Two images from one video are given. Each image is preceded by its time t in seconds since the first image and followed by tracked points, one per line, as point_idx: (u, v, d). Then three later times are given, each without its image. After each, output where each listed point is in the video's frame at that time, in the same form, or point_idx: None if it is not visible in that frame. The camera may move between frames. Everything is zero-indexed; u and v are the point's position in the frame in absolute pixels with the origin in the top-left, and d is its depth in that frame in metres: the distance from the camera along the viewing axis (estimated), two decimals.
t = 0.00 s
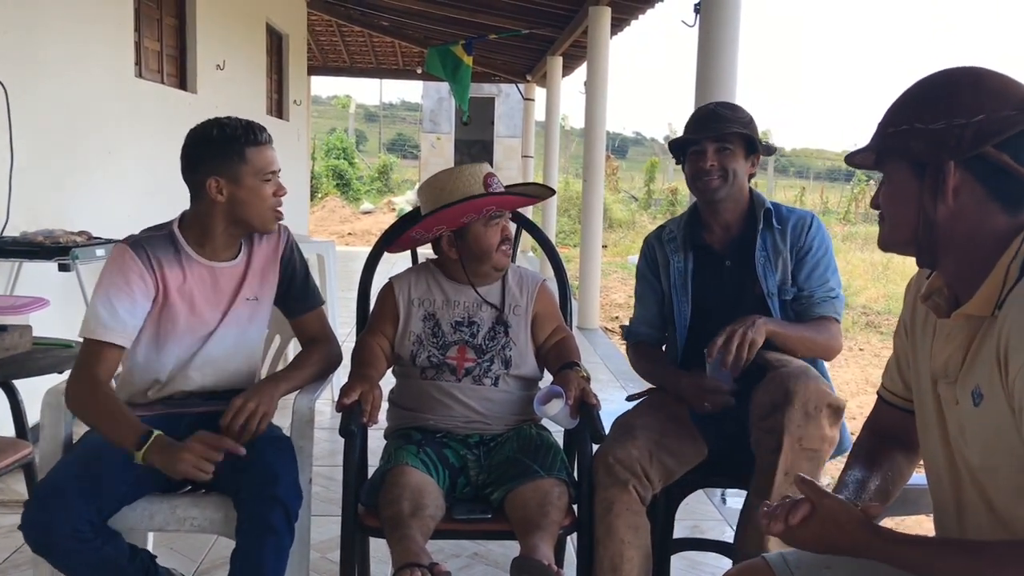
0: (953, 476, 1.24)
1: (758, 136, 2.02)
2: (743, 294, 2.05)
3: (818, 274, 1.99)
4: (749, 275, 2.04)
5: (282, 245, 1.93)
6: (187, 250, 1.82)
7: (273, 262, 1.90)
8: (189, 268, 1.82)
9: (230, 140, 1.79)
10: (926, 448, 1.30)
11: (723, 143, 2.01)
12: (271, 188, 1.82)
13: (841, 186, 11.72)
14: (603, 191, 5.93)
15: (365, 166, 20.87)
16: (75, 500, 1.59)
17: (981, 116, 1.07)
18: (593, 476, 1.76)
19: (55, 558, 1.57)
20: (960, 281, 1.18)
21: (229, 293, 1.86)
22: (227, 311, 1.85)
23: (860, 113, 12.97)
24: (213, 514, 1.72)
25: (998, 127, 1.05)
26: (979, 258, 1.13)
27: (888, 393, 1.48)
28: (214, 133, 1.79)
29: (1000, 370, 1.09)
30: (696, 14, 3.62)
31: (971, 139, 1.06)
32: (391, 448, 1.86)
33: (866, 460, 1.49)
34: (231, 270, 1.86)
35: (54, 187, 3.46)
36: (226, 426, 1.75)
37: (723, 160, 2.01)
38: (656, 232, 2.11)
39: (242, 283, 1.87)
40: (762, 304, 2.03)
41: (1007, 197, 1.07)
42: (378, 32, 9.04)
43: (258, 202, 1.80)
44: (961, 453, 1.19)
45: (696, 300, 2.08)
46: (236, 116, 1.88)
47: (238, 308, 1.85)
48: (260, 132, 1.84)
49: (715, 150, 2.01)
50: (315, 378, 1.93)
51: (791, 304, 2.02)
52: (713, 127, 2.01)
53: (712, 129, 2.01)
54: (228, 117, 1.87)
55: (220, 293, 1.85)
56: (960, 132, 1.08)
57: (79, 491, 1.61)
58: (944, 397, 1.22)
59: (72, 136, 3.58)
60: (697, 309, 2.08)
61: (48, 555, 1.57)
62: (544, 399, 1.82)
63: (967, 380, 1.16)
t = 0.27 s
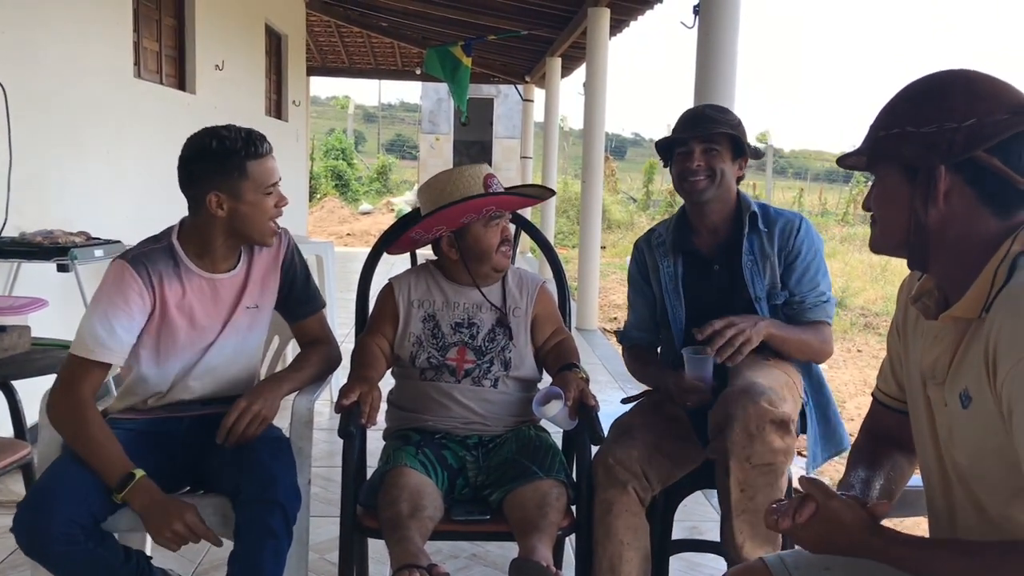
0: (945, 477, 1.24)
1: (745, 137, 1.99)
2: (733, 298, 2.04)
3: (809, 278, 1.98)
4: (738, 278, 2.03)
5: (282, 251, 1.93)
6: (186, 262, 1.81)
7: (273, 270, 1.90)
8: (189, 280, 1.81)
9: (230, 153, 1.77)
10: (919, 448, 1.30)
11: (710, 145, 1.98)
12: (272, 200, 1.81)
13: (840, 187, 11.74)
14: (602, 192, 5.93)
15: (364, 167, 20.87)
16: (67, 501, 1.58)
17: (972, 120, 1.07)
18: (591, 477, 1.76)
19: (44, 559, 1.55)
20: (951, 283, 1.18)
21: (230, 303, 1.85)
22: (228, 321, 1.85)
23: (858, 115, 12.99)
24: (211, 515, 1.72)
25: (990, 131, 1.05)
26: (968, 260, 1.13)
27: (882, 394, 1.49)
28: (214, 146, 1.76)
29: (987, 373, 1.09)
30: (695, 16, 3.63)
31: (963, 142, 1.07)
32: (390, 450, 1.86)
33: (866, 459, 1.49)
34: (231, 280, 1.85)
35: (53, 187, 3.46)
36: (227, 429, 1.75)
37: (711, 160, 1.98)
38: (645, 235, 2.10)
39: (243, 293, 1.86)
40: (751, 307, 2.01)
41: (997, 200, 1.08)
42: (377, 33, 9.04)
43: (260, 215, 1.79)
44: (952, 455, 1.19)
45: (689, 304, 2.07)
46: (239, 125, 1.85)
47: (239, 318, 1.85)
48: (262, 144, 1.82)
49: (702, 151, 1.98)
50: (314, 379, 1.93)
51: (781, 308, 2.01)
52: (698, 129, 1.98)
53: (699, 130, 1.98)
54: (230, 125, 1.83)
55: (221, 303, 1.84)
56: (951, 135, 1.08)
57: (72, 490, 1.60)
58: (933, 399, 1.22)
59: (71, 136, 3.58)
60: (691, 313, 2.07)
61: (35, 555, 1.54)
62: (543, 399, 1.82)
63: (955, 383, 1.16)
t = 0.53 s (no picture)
0: (947, 475, 1.24)
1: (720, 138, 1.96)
2: (715, 301, 2.02)
3: (790, 278, 1.94)
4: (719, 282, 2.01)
5: (284, 257, 1.92)
6: (189, 269, 1.79)
7: (275, 276, 1.90)
8: (191, 287, 1.80)
9: (237, 165, 1.75)
10: (920, 446, 1.31)
11: (686, 148, 1.95)
12: (277, 212, 1.80)
13: (838, 188, 11.75)
14: (600, 193, 5.93)
15: (362, 167, 20.87)
16: (65, 505, 1.58)
17: (976, 117, 1.07)
18: (590, 478, 1.76)
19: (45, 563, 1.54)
20: (954, 281, 1.18)
21: (231, 308, 1.85)
22: (229, 328, 1.85)
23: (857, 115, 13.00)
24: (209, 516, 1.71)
25: (994, 129, 1.05)
26: (973, 258, 1.13)
27: (884, 393, 1.49)
28: (221, 156, 1.75)
29: (993, 370, 1.09)
30: (694, 16, 3.63)
31: (967, 141, 1.07)
32: (388, 450, 1.86)
33: (867, 458, 1.49)
34: (233, 286, 1.84)
35: (51, 188, 3.45)
36: (229, 432, 1.75)
37: (687, 164, 1.96)
38: (627, 242, 2.11)
39: (244, 299, 1.86)
40: (734, 312, 1.99)
41: (1002, 198, 1.08)
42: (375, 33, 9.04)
43: (265, 227, 1.78)
44: (954, 453, 1.19)
45: (677, 307, 2.07)
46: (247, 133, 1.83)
47: (240, 325, 1.85)
48: (269, 154, 1.80)
49: (677, 155, 1.96)
50: (313, 379, 1.93)
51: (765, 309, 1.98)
52: (671, 132, 1.95)
53: (672, 133, 1.96)
54: (239, 134, 1.82)
55: (223, 309, 1.84)
56: (955, 134, 1.08)
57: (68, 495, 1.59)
58: (936, 397, 1.22)
59: (70, 137, 3.57)
60: (681, 315, 2.06)
61: (37, 560, 1.54)
62: (543, 399, 1.83)
63: (959, 381, 1.16)
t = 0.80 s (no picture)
0: (945, 475, 1.24)
1: (705, 142, 1.95)
2: (699, 304, 2.02)
3: (774, 283, 1.93)
4: (701, 286, 2.01)
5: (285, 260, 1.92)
6: (191, 272, 1.80)
7: (274, 279, 1.90)
8: (192, 289, 1.81)
9: (240, 177, 1.74)
10: (919, 446, 1.31)
11: (671, 152, 1.95)
12: (278, 223, 1.79)
13: (836, 187, 11.76)
14: (598, 194, 5.93)
15: (361, 168, 20.87)
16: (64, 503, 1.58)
17: (974, 118, 1.07)
18: (588, 479, 1.76)
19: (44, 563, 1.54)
20: (953, 280, 1.18)
21: (231, 312, 1.85)
22: (228, 330, 1.85)
23: (855, 116, 13.01)
24: (207, 517, 1.71)
25: (992, 129, 1.05)
26: (972, 259, 1.13)
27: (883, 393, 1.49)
28: (224, 167, 1.74)
29: (992, 370, 1.09)
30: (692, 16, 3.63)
31: (965, 141, 1.07)
32: (387, 451, 1.86)
33: (865, 458, 1.49)
34: (233, 289, 1.85)
35: (49, 190, 3.45)
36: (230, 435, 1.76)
37: (672, 168, 1.95)
38: (614, 243, 2.11)
39: (243, 302, 1.86)
40: (717, 316, 1.99)
41: (1001, 198, 1.08)
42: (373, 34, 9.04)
43: (266, 237, 1.78)
44: (954, 452, 1.19)
45: (665, 310, 2.07)
46: (249, 141, 1.82)
47: (238, 328, 1.86)
48: (273, 165, 1.79)
49: (663, 159, 1.95)
50: (312, 380, 1.93)
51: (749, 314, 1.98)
52: (653, 136, 1.95)
53: (657, 137, 1.95)
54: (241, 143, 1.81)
55: (223, 312, 1.84)
56: (953, 134, 1.08)
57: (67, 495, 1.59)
58: (935, 397, 1.22)
59: (68, 139, 3.57)
60: (668, 319, 2.06)
61: (37, 561, 1.54)
62: (541, 400, 1.82)
63: (959, 380, 1.16)
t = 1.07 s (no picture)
0: (942, 474, 1.24)
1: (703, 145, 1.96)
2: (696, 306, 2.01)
3: (768, 286, 1.91)
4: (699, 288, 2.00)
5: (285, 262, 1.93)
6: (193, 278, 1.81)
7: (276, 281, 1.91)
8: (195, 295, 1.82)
9: (241, 189, 1.74)
10: (917, 446, 1.31)
11: (670, 155, 1.96)
12: (279, 231, 1.81)
13: (834, 187, 11.77)
14: (596, 194, 5.94)
15: (359, 169, 20.87)
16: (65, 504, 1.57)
17: (967, 117, 1.07)
18: (585, 478, 1.77)
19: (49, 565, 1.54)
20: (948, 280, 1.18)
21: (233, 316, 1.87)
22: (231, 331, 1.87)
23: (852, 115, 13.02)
24: (207, 518, 1.71)
25: (985, 128, 1.05)
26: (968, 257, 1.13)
27: (880, 392, 1.49)
28: (223, 180, 1.73)
29: (987, 368, 1.09)
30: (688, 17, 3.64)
31: (956, 140, 1.07)
32: (386, 451, 1.86)
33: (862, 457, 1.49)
34: (234, 292, 1.86)
35: (46, 192, 3.45)
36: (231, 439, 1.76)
37: (671, 171, 1.96)
38: (614, 244, 2.12)
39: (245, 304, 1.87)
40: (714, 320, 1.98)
41: (994, 197, 1.08)
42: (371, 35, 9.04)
43: (267, 247, 1.79)
44: (951, 452, 1.19)
45: (662, 312, 2.06)
46: (247, 150, 1.80)
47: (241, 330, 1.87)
48: (271, 175, 1.78)
49: (661, 162, 1.96)
50: (310, 381, 1.93)
51: (744, 318, 1.96)
52: (646, 140, 1.96)
53: (654, 141, 1.96)
54: (238, 152, 1.79)
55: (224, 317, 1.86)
56: (945, 133, 1.08)
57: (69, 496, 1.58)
58: (932, 396, 1.22)
59: (64, 140, 3.57)
60: (666, 321, 2.06)
61: (41, 564, 1.54)
62: (539, 401, 1.82)
63: (954, 379, 1.16)
